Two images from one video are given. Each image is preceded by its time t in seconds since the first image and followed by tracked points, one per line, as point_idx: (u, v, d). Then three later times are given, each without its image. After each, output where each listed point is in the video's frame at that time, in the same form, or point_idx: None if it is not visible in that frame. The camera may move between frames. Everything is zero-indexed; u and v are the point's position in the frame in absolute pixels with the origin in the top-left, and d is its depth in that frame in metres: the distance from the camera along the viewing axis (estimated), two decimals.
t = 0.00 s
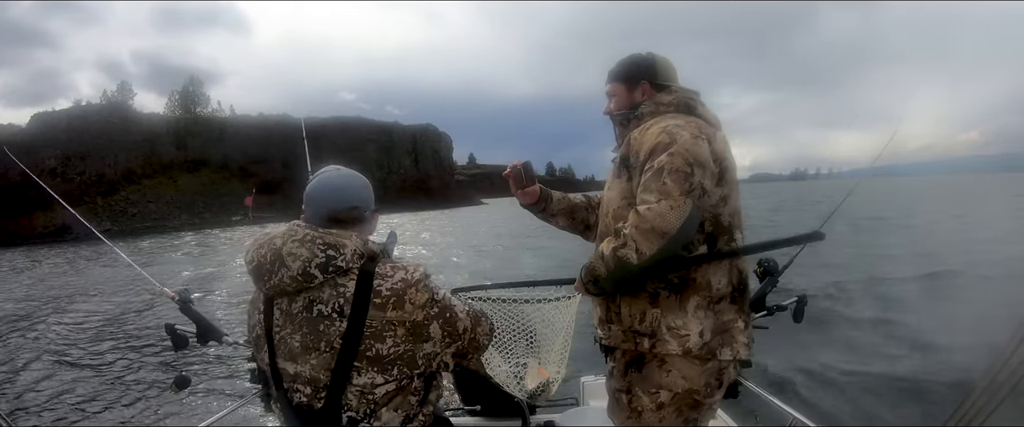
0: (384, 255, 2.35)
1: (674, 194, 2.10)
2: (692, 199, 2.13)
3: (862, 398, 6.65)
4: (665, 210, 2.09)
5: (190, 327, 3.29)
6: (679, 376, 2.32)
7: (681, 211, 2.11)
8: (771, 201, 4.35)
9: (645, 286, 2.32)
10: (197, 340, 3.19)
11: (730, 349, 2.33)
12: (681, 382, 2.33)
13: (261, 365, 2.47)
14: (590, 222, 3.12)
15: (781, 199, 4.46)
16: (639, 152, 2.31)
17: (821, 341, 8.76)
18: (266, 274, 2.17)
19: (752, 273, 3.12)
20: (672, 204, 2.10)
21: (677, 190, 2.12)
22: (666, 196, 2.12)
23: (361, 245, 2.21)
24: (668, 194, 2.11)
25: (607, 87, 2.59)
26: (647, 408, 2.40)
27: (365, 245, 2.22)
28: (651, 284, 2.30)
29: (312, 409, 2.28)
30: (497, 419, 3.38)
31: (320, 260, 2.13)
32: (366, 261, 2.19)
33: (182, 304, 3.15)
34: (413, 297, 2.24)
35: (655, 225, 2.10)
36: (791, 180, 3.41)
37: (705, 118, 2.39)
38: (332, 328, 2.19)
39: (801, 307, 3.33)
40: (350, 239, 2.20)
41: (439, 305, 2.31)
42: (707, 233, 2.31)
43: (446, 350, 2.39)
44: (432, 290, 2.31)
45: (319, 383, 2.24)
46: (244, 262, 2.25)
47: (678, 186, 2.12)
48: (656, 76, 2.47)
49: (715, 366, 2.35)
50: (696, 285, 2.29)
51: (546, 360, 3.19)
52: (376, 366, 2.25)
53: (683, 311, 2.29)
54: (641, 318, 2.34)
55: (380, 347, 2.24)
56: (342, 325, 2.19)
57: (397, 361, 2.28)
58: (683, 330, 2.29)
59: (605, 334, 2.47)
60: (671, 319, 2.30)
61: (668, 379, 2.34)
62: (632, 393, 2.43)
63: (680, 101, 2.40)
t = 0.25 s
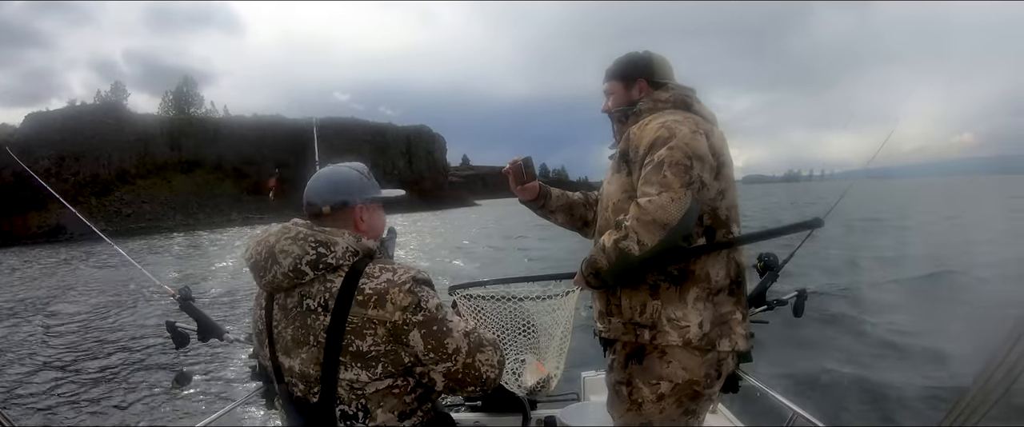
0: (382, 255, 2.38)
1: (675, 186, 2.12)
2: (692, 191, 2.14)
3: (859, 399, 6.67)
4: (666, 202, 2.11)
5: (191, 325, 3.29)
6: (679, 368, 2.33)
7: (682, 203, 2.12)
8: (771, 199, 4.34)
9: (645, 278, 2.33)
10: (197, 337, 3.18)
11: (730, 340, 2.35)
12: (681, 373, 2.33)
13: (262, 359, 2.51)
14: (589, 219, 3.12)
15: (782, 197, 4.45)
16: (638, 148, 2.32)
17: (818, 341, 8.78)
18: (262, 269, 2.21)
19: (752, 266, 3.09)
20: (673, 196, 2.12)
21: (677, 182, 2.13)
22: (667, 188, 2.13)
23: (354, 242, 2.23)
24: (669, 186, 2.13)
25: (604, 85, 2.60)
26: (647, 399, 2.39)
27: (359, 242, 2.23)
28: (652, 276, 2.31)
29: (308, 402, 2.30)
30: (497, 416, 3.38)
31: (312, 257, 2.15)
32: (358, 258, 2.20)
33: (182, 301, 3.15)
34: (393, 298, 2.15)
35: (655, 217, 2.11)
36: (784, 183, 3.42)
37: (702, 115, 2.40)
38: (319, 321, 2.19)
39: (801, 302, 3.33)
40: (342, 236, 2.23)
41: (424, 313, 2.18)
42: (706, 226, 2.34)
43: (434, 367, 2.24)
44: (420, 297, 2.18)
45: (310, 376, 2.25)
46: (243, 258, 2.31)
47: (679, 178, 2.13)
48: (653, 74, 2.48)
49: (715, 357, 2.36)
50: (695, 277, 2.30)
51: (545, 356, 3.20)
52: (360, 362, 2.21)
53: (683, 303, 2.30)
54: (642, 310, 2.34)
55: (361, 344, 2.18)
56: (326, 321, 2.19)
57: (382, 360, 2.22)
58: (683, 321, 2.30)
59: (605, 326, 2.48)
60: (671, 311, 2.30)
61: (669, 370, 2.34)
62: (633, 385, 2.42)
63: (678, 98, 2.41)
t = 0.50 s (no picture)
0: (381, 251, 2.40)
1: (675, 181, 2.13)
2: (692, 186, 2.16)
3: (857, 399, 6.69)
4: (667, 195, 2.12)
5: (190, 325, 3.29)
6: (679, 360, 2.33)
7: (683, 196, 2.13)
8: (769, 200, 4.36)
9: (646, 272, 2.34)
10: (197, 337, 3.18)
11: (729, 334, 2.35)
12: (681, 365, 2.34)
13: (262, 356, 2.52)
14: (590, 215, 3.13)
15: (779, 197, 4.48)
16: (639, 143, 2.33)
17: (814, 343, 8.80)
18: (261, 264, 2.26)
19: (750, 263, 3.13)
20: (674, 190, 2.13)
21: (678, 176, 2.15)
22: (668, 182, 2.14)
23: (349, 239, 2.24)
24: (670, 180, 2.14)
25: (604, 83, 2.61)
26: (648, 392, 2.40)
27: (354, 239, 2.25)
28: (652, 269, 2.32)
29: (305, 396, 2.31)
30: (497, 415, 3.39)
31: (306, 253, 2.18)
32: (350, 255, 2.21)
33: (181, 301, 3.15)
34: (370, 291, 2.10)
35: (657, 210, 2.12)
36: (777, 184, 3.45)
37: (703, 112, 2.40)
38: (310, 315, 2.20)
39: (799, 298, 3.34)
40: (338, 233, 2.24)
41: (391, 307, 2.08)
42: (706, 221, 2.35)
43: (394, 366, 2.13)
44: (395, 291, 2.10)
45: (306, 372, 2.25)
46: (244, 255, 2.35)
47: (680, 173, 2.15)
48: (652, 72, 2.48)
49: (715, 350, 2.36)
50: (695, 271, 2.31)
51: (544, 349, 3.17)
52: (346, 356, 2.18)
53: (683, 296, 2.31)
54: (642, 303, 2.35)
55: (345, 339, 2.16)
56: (315, 315, 2.19)
57: (359, 352, 2.18)
58: (683, 314, 2.31)
59: (605, 320, 2.48)
60: (671, 304, 2.31)
61: (669, 362, 2.34)
62: (633, 377, 2.42)
63: (678, 95, 2.42)
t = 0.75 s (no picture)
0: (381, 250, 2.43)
1: (679, 177, 2.13)
2: (697, 182, 2.16)
3: (854, 400, 6.71)
4: (671, 191, 2.12)
5: (189, 326, 3.28)
6: (681, 357, 2.33)
7: (686, 193, 2.14)
8: (767, 200, 4.38)
9: (648, 268, 2.34)
10: (195, 338, 3.18)
11: (730, 332, 2.35)
12: (683, 362, 2.34)
13: (263, 358, 2.53)
14: (594, 213, 3.14)
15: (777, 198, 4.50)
16: (643, 140, 2.34)
17: (810, 344, 8.83)
18: (261, 264, 2.26)
19: (749, 259, 3.12)
20: (678, 186, 2.13)
21: (682, 173, 2.15)
22: (672, 178, 2.14)
23: (349, 239, 2.26)
24: (674, 177, 2.14)
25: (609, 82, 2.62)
26: (649, 388, 2.40)
27: (354, 239, 2.27)
28: (655, 265, 2.32)
29: (307, 397, 2.31)
30: (497, 415, 3.40)
31: (308, 253, 2.19)
32: (351, 255, 2.23)
33: (179, 302, 3.14)
34: (377, 282, 2.13)
35: (661, 205, 2.12)
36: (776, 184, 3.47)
37: (707, 111, 2.41)
38: (313, 315, 2.21)
39: (798, 295, 3.36)
40: (337, 233, 2.26)
41: (403, 287, 2.11)
42: (707, 220, 2.36)
43: (431, 338, 2.14)
44: (401, 273, 2.13)
45: (308, 372, 2.26)
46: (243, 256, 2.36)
47: (684, 169, 2.15)
48: (657, 71, 2.49)
49: (715, 348, 2.36)
50: (696, 268, 2.32)
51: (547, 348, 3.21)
52: (352, 355, 2.21)
53: (685, 292, 2.31)
54: (644, 299, 2.35)
55: (353, 336, 2.18)
56: (318, 314, 2.20)
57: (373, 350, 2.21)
58: (685, 310, 2.31)
59: (606, 316, 2.49)
60: (673, 300, 2.32)
61: (671, 359, 2.35)
62: (635, 374, 2.43)
63: (684, 95, 2.43)
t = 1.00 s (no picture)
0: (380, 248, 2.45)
1: (681, 179, 2.13)
2: (699, 185, 2.16)
3: (853, 400, 6.70)
4: (673, 193, 2.12)
5: (187, 326, 3.26)
6: (682, 359, 2.33)
7: (689, 195, 2.14)
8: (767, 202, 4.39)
9: (649, 270, 2.34)
10: (194, 339, 3.15)
11: (730, 334, 2.35)
12: (683, 365, 2.34)
13: (263, 362, 2.51)
14: (595, 214, 3.13)
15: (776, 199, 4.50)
16: (646, 142, 2.34)
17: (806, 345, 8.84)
18: (264, 263, 2.24)
19: (748, 262, 3.12)
20: (680, 188, 2.13)
21: (684, 175, 2.15)
22: (675, 180, 2.14)
23: (351, 238, 2.28)
24: (677, 179, 2.14)
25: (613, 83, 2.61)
26: (649, 391, 2.40)
27: (356, 238, 2.28)
28: (655, 268, 2.32)
29: (311, 398, 2.29)
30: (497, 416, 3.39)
31: (312, 250, 2.18)
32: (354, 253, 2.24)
33: (178, 303, 3.12)
34: (385, 266, 2.20)
35: (663, 207, 2.12)
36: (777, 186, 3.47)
37: (711, 113, 2.41)
38: (320, 312, 2.22)
39: (797, 299, 3.35)
40: (340, 231, 2.26)
41: (415, 264, 2.20)
42: (710, 222, 2.35)
43: (445, 309, 2.23)
44: (408, 254, 2.21)
45: (316, 370, 2.26)
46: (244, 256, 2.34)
47: (686, 172, 2.15)
48: (661, 75, 2.48)
49: (716, 350, 2.36)
50: (697, 270, 2.32)
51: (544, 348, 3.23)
52: (366, 343, 2.25)
53: (686, 295, 2.31)
54: (645, 301, 2.35)
55: (365, 324, 2.22)
56: (325, 310, 2.21)
57: (386, 334, 2.26)
58: (686, 312, 2.31)
59: (607, 318, 2.49)
60: (673, 302, 2.31)
61: (672, 362, 2.34)
62: (635, 377, 2.42)
63: (687, 97, 2.42)
